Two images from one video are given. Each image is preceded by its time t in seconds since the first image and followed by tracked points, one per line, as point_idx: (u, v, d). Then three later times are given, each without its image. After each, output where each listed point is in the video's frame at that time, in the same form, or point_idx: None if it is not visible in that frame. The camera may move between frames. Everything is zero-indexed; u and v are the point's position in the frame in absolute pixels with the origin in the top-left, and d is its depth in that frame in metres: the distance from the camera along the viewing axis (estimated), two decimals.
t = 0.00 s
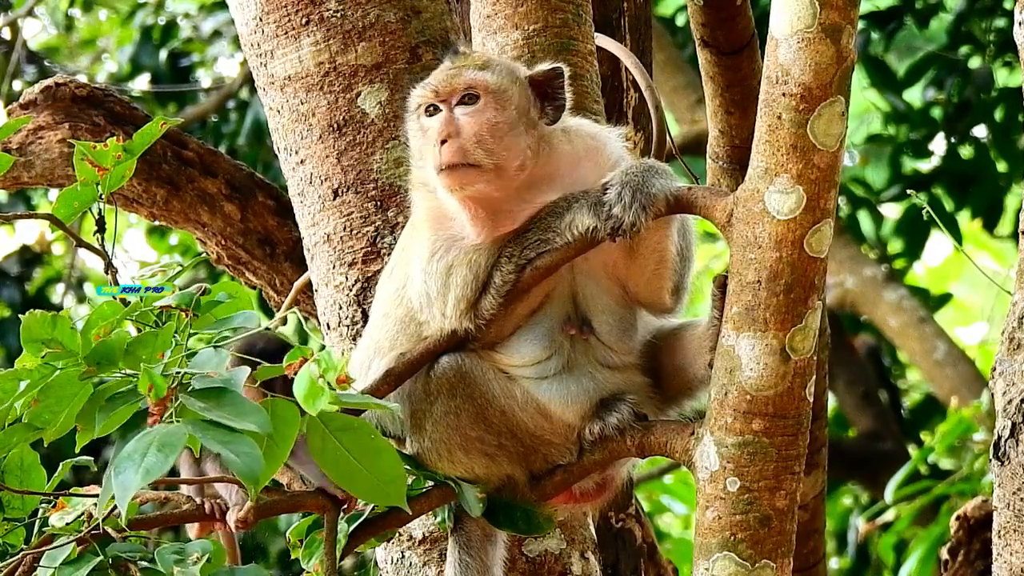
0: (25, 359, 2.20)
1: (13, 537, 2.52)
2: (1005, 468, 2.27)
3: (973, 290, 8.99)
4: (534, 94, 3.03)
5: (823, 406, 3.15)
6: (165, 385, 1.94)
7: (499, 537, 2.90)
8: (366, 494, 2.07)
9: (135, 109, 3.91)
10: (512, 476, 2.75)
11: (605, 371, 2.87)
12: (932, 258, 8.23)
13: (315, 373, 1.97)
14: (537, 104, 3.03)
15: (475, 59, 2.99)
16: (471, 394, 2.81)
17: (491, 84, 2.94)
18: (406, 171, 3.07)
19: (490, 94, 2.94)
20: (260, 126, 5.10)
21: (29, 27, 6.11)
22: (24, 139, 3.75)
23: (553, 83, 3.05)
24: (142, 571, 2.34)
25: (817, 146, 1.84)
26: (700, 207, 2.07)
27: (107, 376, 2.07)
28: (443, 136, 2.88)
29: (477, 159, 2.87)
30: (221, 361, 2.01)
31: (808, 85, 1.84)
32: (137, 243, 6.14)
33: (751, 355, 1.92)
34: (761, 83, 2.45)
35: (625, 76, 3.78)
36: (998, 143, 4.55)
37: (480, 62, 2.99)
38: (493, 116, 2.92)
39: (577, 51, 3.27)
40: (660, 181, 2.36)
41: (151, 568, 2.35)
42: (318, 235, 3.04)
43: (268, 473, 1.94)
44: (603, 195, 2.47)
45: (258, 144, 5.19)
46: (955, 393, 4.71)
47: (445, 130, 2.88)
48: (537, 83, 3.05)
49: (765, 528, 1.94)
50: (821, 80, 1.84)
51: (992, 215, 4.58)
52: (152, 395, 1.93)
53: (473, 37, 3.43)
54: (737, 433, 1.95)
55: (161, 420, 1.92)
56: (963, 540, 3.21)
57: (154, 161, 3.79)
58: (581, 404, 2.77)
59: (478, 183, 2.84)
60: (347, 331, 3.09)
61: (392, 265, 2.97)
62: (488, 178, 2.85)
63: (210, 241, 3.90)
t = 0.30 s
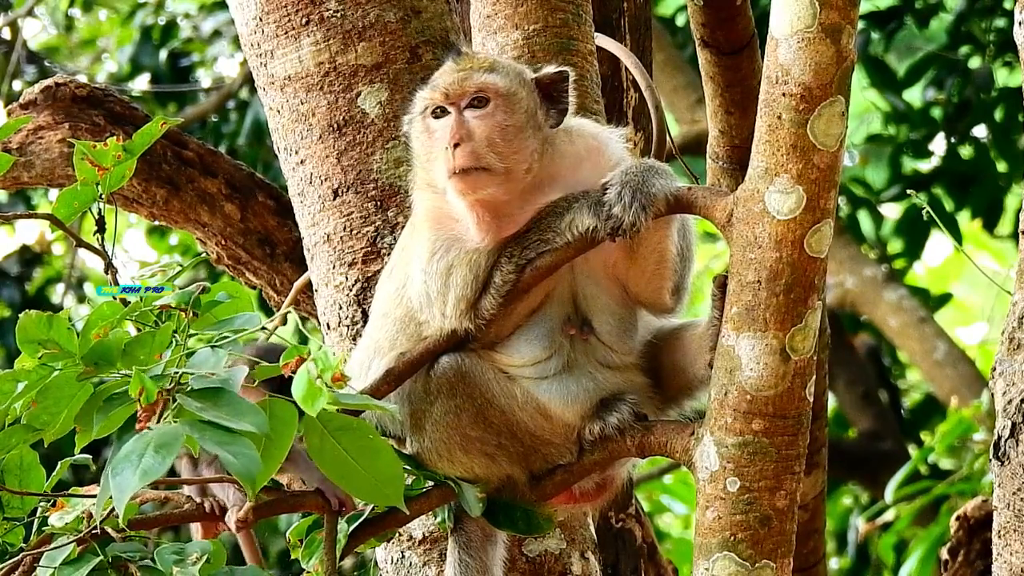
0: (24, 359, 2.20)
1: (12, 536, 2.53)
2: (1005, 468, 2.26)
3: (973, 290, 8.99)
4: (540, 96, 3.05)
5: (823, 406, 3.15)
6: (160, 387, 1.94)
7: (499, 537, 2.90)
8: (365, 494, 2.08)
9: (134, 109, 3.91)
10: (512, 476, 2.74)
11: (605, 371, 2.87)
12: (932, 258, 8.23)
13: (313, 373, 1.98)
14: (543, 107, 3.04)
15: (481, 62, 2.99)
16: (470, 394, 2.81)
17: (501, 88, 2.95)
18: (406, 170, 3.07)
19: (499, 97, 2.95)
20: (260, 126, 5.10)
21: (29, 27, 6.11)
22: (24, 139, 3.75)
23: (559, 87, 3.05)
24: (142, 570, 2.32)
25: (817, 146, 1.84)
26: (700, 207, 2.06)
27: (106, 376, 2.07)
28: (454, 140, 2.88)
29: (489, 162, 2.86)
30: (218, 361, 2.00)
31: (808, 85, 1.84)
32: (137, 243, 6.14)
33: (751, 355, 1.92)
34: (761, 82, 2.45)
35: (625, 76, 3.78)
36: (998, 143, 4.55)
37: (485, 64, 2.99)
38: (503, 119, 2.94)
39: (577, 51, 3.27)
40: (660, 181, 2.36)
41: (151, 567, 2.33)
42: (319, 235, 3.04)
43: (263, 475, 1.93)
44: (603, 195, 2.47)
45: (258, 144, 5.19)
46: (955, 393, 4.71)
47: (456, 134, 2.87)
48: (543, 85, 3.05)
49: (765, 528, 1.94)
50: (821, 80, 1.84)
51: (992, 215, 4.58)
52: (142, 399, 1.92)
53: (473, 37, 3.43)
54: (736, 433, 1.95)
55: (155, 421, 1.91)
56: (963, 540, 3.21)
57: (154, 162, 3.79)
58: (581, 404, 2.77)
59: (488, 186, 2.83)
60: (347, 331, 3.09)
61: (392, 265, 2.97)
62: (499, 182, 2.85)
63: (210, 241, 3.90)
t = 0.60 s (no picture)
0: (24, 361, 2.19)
1: (12, 535, 2.52)
2: (1005, 468, 2.27)
3: (973, 290, 9.00)
4: (526, 95, 2.94)
5: (823, 406, 3.15)
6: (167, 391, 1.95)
7: (499, 537, 2.90)
8: (366, 499, 2.06)
9: (134, 109, 3.91)
10: (512, 476, 2.74)
11: (605, 371, 2.87)
12: (932, 258, 8.23)
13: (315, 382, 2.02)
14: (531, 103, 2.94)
15: (457, 83, 2.84)
16: (470, 394, 2.81)
17: (481, 112, 2.82)
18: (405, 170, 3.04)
19: (483, 122, 2.82)
20: (260, 126, 5.10)
21: (29, 27, 6.11)
22: (24, 139, 3.75)
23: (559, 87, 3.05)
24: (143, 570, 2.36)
25: (817, 146, 1.84)
26: (700, 207, 2.06)
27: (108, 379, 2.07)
28: (457, 180, 2.79)
29: (496, 191, 2.79)
30: (223, 366, 2.01)
31: (808, 85, 1.84)
32: (137, 243, 6.14)
33: (751, 355, 1.92)
34: (761, 82, 2.44)
35: (625, 75, 3.78)
36: (998, 144, 4.55)
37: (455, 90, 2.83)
38: (495, 141, 2.83)
39: (577, 51, 3.27)
40: (660, 181, 2.36)
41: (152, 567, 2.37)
42: (319, 235, 3.05)
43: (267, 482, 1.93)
44: (603, 195, 2.47)
45: (258, 144, 5.19)
46: (955, 393, 4.72)
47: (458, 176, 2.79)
48: (528, 81, 2.94)
49: (765, 528, 1.94)
50: (821, 80, 1.84)
51: (992, 215, 4.58)
52: (153, 399, 1.94)
53: (473, 38, 3.43)
54: (737, 433, 1.95)
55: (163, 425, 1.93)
56: (963, 540, 3.21)
57: (154, 161, 3.79)
58: (581, 404, 2.77)
59: (505, 212, 2.78)
60: (347, 331, 3.09)
61: (392, 266, 2.98)
62: (514, 205, 2.80)
63: (209, 241, 3.89)
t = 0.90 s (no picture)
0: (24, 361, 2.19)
1: (12, 535, 2.52)
2: (1005, 468, 2.27)
3: (974, 290, 9.00)
4: (527, 101, 2.90)
5: (823, 406, 3.15)
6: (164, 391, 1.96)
7: (499, 537, 2.90)
8: (368, 498, 2.06)
9: (134, 109, 3.91)
10: (512, 476, 2.74)
11: (605, 371, 2.88)
12: (932, 258, 8.22)
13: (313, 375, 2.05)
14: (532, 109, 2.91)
15: (459, 88, 2.82)
16: (470, 394, 2.80)
17: (482, 117, 2.81)
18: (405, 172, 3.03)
19: (484, 127, 2.82)
20: (260, 126, 5.10)
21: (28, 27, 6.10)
22: (24, 139, 3.76)
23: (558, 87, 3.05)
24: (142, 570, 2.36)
25: (817, 146, 1.84)
26: (700, 207, 2.06)
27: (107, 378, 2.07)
28: (454, 185, 2.79)
29: (492, 197, 2.78)
30: (223, 364, 2.01)
31: (808, 85, 1.84)
32: (137, 243, 6.14)
33: (751, 355, 1.92)
34: (761, 82, 2.44)
35: (625, 76, 3.78)
36: (998, 144, 4.55)
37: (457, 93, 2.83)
38: (494, 147, 2.82)
39: (577, 51, 3.27)
40: (660, 181, 2.36)
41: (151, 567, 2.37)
42: (319, 235, 3.05)
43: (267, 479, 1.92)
44: (603, 195, 2.47)
45: (258, 144, 5.19)
46: (955, 393, 4.72)
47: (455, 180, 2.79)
48: (530, 88, 2.91)
49: (765, 528, 1.94)
50: (821, 80, 1.84)
51: (992, 215, 4.58)
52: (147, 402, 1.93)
53: (473, 38, 3.43)
54: (737, 433, 1.95)
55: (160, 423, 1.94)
56: (963, 540, 3.21)
57: (154, 161, 3.79)
58: (581, 404, 2.77)
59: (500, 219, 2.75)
60: (348, 331, 3.09)
61: (392, 265, 2.98)
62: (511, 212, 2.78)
63: (209, 241, 3.89)
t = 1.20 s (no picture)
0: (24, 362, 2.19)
1: (13, 534, 2.54)
2: (1005, 468, 2.26)
3: (974, 290, 9.00)
4: (530, 103, 2.91)
5: (823, 406, 3.15)
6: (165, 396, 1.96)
7: (499, 537, 2.89)
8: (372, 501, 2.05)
9: (134, 109, 3.91)
10: (512, 476, 2.74)
11: (605, 371, 2.88)
12: (931, 258, 8.23)
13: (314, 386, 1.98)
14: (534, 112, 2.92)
15: (462, 89, 2.83)
16: (470, 394, 2.80)
17: (485, 120, 2.81)
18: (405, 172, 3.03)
19: (487, 129, 2.82)
20: (260, 126, 5.10)
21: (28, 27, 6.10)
22: (24, 139, 3.76)
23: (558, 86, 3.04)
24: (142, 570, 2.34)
25: (817, 146, 1.84)
26: (700, 207, 2.06)
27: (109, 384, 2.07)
28: (457, 188, 2.79)
29: (495, 200, 2.78)
30: (223, 370, 1.97)
31: (808, 85, 1.84)
32: (137, 243, 6.15)
33: (751, 355, 1.92)
34: (761, 82, 2.44)
35: (625, 75, 3.78)
36: (998, 144, 4.55)
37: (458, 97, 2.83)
38: (497, 150, 2.82)
39: (577, 51, 3.27)
40: (660, 181, 2.36)
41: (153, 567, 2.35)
42: (319, 235, 3.05)
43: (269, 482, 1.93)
44: (603, 195, 2.47)
45: (258, 144, 5.19)
46: (955, 393, 4.72)
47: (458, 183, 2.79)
48: (533, 90, 2.91)
49: (765, 528, 1.94)
50: (821, 80, 1.84)
51: (992, 215, 4.58)
52: (151, 407, 1.94)
53: (473, 38, 3.43)
54: (737, 433, 1.95)
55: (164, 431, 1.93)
56: (963, 540, 3.21)
57: (154, 161, 3.80)
58: (581, 404, 2.77)
59: (503, 221, 2.74)
60: (348, 331, 3.09)
61: (392, 265, 2.98)
62: (512, 215, 2.77)
63: (210, 241, 3.89)
